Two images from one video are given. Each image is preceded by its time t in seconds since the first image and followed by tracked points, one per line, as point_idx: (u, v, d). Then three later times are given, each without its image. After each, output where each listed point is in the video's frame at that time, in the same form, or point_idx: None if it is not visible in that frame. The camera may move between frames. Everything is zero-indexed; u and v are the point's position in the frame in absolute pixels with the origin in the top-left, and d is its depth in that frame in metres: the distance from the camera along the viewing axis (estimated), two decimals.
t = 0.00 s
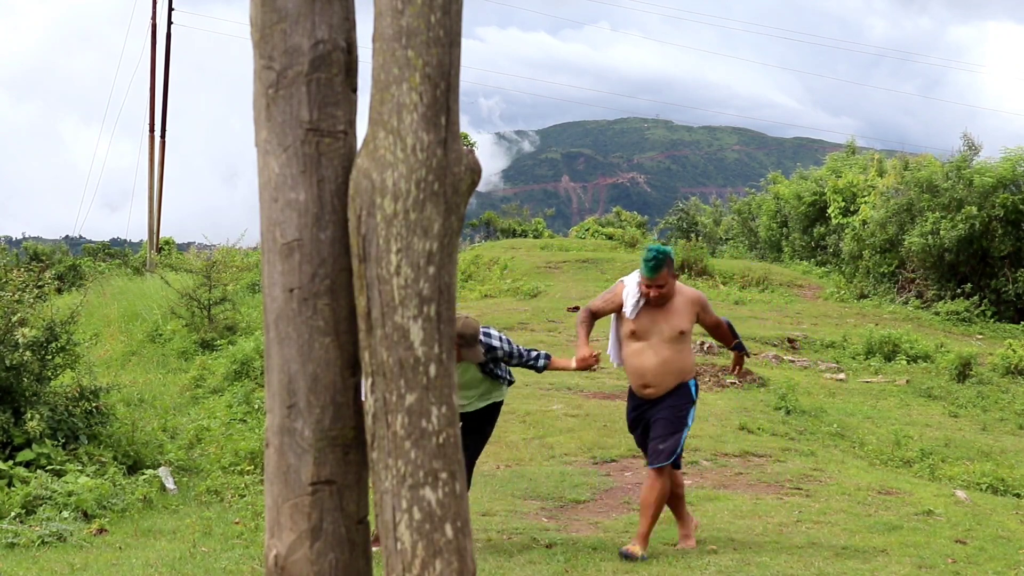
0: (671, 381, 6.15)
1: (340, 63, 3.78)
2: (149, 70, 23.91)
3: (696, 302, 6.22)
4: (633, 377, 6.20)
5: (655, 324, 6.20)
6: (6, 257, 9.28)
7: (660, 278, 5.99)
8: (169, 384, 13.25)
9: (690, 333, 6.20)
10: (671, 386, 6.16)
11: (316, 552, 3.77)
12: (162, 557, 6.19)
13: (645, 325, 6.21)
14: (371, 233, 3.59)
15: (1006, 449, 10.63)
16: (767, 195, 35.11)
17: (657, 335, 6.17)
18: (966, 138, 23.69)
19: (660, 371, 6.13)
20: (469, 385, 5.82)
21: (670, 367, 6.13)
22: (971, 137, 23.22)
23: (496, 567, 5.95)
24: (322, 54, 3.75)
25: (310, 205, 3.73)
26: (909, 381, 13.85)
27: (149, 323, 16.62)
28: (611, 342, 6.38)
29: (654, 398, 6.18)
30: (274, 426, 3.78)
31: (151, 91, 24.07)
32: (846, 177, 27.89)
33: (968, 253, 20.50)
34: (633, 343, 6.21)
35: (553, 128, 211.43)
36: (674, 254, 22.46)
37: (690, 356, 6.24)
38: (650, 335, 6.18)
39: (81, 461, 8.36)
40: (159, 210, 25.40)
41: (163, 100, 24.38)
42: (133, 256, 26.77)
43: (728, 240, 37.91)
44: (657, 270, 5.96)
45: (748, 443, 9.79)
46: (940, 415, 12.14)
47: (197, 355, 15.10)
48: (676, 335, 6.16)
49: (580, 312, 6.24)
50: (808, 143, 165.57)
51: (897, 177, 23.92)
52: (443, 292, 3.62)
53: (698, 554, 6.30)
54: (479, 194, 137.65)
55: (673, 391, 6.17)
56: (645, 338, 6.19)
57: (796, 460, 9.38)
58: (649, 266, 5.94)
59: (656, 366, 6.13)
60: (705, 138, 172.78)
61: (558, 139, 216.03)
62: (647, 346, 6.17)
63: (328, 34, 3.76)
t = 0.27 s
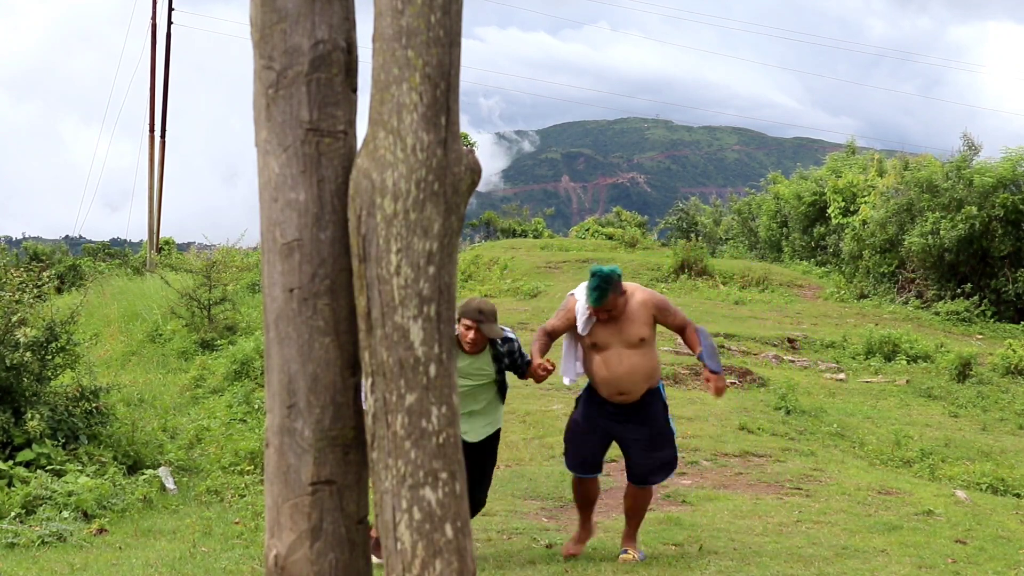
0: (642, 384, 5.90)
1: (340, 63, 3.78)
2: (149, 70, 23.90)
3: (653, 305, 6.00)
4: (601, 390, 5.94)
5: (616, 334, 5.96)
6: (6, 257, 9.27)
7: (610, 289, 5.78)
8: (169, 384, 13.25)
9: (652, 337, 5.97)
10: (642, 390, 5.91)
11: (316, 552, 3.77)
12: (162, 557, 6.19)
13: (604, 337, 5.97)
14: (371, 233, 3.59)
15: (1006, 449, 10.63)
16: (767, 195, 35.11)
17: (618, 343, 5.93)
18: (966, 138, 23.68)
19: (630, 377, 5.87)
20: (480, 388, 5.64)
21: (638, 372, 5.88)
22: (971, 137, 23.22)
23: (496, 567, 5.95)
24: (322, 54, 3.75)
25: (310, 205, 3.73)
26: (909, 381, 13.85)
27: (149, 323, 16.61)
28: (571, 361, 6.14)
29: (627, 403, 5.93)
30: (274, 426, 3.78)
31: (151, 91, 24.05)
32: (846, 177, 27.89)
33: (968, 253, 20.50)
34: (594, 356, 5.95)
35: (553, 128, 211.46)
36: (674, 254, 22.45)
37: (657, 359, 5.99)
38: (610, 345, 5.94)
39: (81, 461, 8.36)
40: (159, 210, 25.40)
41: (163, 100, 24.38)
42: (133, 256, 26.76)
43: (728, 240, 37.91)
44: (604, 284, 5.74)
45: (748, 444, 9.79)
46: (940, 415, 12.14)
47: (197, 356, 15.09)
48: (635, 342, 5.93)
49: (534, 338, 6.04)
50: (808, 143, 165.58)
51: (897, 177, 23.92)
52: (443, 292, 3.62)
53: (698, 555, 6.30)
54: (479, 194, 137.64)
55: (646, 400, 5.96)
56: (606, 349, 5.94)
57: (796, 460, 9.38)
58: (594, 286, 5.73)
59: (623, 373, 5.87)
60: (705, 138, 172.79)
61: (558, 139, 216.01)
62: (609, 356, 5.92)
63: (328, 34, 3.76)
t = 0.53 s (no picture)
0: (603, 400, 5.48)
1: (340, 63, 3.78)
2: (149, 70, 23.91)
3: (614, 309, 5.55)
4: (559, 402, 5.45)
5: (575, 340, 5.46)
6: (6, 257, 9.27)
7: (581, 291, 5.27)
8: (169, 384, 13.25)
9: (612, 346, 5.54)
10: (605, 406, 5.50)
11: (316, 552, 3.77)
12: (162, 557, 6.18)
13: (563, 343, 5.45)
14: (371, 233, 3.59)
15: (1006, 450, 10.63)
16: (767, 195, 35.11)
17: (578, 351, 5.46)
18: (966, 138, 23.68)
19: (592, 391, 5.44)
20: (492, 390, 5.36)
21: (600, 386, 5.46)
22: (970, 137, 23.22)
23: (496, 567, 5.95)
24: (322, 54, 3.75)
25: (310, 205, 3.73)
26: (909, 381, 13.84)
27: (149, 323, 16.61)
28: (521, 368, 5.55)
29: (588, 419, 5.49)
30: (274, 427, 3.78)
31: (151, 91, 24.04)
32: (846, 177, 27.90)
33: (968, 253, 20.50)
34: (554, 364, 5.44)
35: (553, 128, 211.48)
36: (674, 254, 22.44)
37: (616, 369, 5.58)
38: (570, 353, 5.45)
39: (81, 461, 8.36)
40: (159, 210, 25.40)
41: (163, 101, 24.38)
42: (133, 256, 26.77)
43: (728, 240, 37.92)
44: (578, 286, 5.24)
45: (749, 444, 9.79)
46: (940, 415, 12.14)
47: (197, 356, 15.09)
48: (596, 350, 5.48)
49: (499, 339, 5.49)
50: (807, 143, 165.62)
51: (897, 176, 23.92)
52: (443, 292, 3.62)
53: (698, 555, 6.30)
54: (479, 194, 137.63)
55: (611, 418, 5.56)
56: (565, 355, 5.45)
57: (796, 460, 9.38)
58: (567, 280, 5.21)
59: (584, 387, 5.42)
60: (705, 138, 172.80)
61: (558, 139, 216.03)
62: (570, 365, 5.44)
63: (328, 34, 3.76)
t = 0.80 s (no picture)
0: (628, 396, 5.40)
1: (340, 63, 3.78)
2: (149, 70, 23.91)
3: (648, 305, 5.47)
4: (582, 398, 5.42)
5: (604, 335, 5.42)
6: (6, 257, 9.28)
7: (602, 287, 5.20)
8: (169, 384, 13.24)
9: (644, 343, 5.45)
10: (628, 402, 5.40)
11: (316, 552, 3.78)
12: (162, 557, 6.18)
13: (590, 338, 5.42)
14: (371, 233, 3.59)
15: (1006, 450, 10.63)
16: (767, 195, 35.11)
17: (605, 347, 5.41)
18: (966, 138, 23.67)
19: (616, 387, 5.36)
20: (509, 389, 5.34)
21: (626, 383, 5.37)
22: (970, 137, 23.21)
23: (497, 567, 5.95)
24: (322, 54, 3.75)
25: (310, 205, 3.73)
26: (909, 381, 13.84)
27: (148, 323, 16.61)
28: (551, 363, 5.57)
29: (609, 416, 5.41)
30: (274, 427, 3.78)
31: (151, 91, 24.04)
32: (846, 177, 27.89)
33: (968, 253, 20.50)
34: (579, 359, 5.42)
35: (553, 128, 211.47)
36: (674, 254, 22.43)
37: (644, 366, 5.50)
38: (598, 347, 5.41)
39: (81, 461, 8.36)
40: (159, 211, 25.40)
41: (163, 101, 24.37)
42: (133, 256, 26.77)
43: (728, 240, 37.92)
44: (596, 282, 5.16)
45: (749, 444, 9.79)
46: (940, 415, 12.14)
47: (197, 356, 15.08)
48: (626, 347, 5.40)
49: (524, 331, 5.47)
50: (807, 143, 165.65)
51: (897, 177, 23.92)
52: (443, 292, 3.62)
53: (698, 555, 6.30)
54: (479, 194, 137.62)
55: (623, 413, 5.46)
56: (593, 351, 5.41)
57: (796, 460, 9.38)
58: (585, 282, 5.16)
59: (608, 383, 5.35)
60: (705, 138, 172.81)
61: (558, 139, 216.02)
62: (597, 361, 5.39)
63: (328, 34, 3.76)
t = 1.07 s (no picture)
0: (665, 394, 5.26)
1: (340, 63, 3.78)
2: (149, 69, 23.92)
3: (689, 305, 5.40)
4: (616, 389, 5.29)
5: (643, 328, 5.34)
6: (6, 256, 9.28)
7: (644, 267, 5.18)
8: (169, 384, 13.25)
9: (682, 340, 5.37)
10: (664, 402, 5.26)
11: (316, 552, 3.78)
12: (162, 557, 6.18)
13: (628, 328, 5.35)
14: (371, 233, 3.59)
15: (1006, 449, 10.63)
16: (767, 195, 35.11)
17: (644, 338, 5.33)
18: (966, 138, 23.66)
19: (654, 380, 5.24)
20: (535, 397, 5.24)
21: (664, 376, 5.26)
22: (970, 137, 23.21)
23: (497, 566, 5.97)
24: (322, 54, 3.75)
25: (310, 205, 3.73)
26: (908, 381, 13.85)
27: (149, 323, 16.61)
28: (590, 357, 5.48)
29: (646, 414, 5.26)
30: (274, 426, 3.78)
31: (151, 91, 24.05)
32: (846, 177, 27.90)
33: (968, 253, 20.51)
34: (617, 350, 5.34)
35: (553, 129, 211.47)
36: (674, 254, 22.44)
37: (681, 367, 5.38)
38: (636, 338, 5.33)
39: (81, 461, 8.36)
40: (159, 211, 25.40)
41: (163, 100, 24.39)
42: (133, 256, 26.78)
43: (728, 240, 37.91)
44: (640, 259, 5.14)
45: (748, 444, 9.79)
46: (939, 415, 12.14)
47: (197, 356, 15.09)
48: (664, 340, 5.32)
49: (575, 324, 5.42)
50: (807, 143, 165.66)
51: (897, 177, 23.93)
52: (443, 292, 3.61)
53: (698, 555, 6.30)
54: (479, 194, 137.61)
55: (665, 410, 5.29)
56: (630, 340, 5.34)
57: (796, 460, 9.38)
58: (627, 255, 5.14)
59: (645, 374, 5.25)
60: (705, 138, 172.80)
61: (558, 138, 216.01)
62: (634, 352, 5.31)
63: (328, 34, 3.76)
